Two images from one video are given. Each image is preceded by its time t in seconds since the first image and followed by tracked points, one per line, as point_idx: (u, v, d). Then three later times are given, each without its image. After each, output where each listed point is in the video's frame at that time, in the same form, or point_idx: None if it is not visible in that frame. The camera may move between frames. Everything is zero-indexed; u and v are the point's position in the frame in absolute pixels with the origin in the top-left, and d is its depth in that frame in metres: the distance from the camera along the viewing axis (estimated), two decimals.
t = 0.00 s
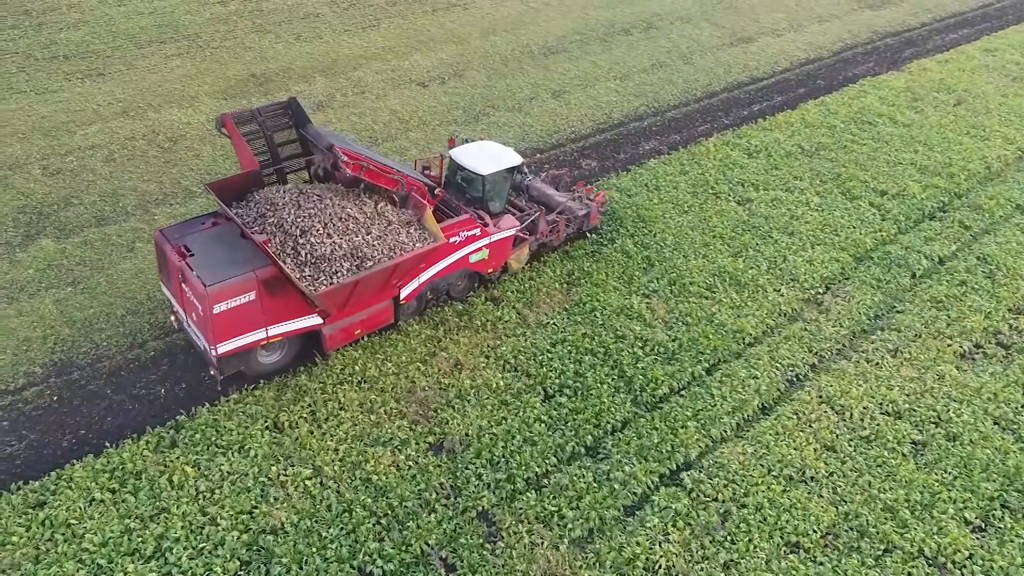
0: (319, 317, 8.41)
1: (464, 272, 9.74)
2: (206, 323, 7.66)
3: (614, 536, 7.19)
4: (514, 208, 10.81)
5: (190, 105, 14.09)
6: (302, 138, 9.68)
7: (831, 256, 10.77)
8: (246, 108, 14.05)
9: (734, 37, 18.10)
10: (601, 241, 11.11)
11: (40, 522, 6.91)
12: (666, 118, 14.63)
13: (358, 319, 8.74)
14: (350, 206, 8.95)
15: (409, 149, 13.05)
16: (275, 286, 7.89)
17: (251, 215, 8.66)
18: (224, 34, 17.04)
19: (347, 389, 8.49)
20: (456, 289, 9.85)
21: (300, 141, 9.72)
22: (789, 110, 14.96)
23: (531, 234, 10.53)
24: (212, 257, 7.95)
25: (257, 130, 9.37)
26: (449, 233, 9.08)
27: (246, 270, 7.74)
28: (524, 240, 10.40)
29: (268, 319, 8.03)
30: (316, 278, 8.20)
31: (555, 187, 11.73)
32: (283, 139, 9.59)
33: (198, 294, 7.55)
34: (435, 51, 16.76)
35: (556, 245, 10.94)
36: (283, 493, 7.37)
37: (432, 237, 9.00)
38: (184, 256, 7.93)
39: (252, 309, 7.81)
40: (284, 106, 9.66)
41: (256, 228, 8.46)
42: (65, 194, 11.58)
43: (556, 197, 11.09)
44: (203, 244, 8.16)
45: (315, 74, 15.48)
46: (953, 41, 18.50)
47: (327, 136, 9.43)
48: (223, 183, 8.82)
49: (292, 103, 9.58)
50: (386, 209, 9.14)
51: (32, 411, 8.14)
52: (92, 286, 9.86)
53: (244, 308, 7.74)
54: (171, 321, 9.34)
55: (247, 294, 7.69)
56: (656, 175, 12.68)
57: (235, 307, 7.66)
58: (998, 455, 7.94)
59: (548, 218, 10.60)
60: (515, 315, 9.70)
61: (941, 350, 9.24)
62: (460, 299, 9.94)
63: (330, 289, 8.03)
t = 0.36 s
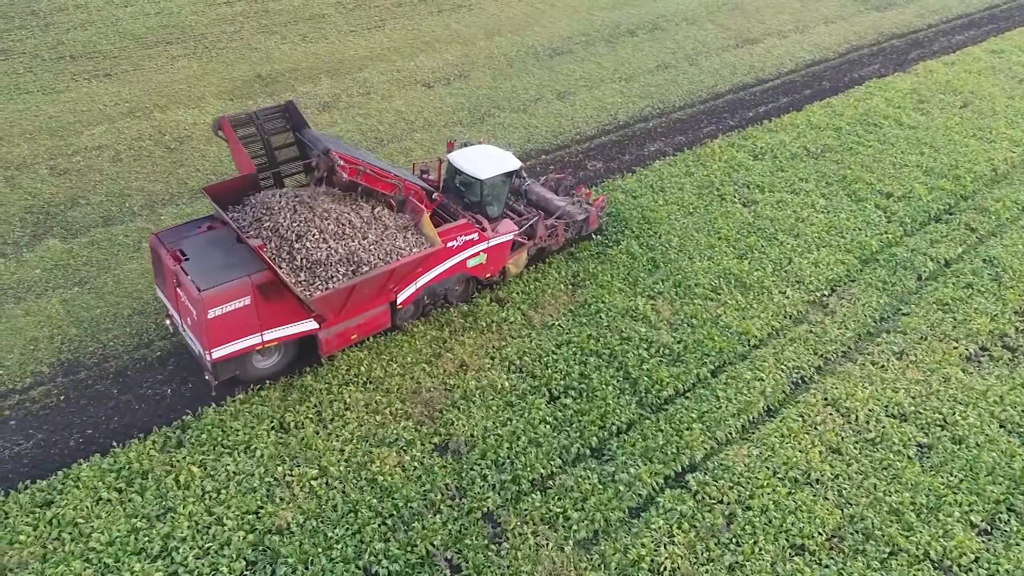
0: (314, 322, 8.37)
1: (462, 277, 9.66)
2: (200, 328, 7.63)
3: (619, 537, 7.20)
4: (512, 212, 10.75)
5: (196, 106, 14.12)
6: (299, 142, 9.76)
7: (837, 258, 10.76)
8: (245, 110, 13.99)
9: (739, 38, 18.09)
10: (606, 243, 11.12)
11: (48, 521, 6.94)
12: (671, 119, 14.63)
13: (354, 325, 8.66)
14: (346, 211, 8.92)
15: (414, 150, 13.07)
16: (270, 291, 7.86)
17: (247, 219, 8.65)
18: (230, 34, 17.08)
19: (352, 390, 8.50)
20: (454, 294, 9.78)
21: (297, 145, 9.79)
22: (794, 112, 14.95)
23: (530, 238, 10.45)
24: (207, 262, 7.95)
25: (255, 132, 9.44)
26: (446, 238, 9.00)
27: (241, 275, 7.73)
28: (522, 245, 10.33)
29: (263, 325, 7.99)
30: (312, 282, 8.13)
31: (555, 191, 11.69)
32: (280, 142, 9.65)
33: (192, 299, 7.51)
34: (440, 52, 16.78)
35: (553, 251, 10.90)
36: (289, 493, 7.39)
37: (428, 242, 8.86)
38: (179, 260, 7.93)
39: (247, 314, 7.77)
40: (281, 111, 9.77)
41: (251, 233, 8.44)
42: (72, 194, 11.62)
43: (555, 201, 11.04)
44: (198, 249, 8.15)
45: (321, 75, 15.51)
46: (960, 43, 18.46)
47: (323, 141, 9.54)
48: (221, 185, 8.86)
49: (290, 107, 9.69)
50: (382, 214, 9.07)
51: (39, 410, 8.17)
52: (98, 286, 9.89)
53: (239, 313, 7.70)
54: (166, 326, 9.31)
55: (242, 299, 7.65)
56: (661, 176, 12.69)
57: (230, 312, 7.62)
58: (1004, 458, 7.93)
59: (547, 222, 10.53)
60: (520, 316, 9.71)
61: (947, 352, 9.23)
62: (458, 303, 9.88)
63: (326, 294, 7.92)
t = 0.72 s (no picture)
0: (306, 329, 8.37)
1: (457, 282, 9.64)
2: (191, 334, 7.65)
3: (623, 538, 7.21)
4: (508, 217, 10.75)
5: (201, 107, 14.16)
6: (292, 146, 9.64)
7: (840, 259, 10.77)
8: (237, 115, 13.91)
9: (743, 39, 18.10)
10: (610, 244, 11.14)
11: (54, 520, 6.98)
12: (675, 120, 14.64)
13: (346, 330, 8.66)
14: (339, 216, 8.85)
15: (418, 151, 13.09)
16: (261, 297, 7.87)
17: (238, 224, 8.61)
18: (235, 35, 17.12)
19: (357, 390, 8.53)
20: (448, 299, 9.75)
21: (290, 149, 9.65)
22: (798, 113, 14.95)
23: (525, 243, 10.45)
24: (198, 268, 7.95)
25: (248, 137, 9.35)
26: (440, 243, 8.97)
27: (232, 281, 7.75)
28: (517, 250, 10.30)
29: (254, 331, 8.00)
30: (303, 288, 8.11)
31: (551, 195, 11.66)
32: (273, 147, 9.54)
33: (182, 305, 7.53)
34: (445, 53, 16.81)
35: (549, 255, 10.87)
36: (294, 493, 7.41)
37: (422, 248, 8.85)
38: (170, 266, 7.96)
39: (238, 320, 7.79)
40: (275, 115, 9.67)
41: (243, 239, 8.42)
42: (78, 194, 11.66)
43: (551, 206, 11.03)
44: (189, 254, 8.17)
45: (325, 76, 15.54)
46: (964, 44, 18.44)
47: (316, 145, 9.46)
48: (212, 190, 8.72)
49: (283, 110, 9.59)
50: (375, 219, 8.98)
51: (45, 410, 8.21)
52: (104, 286, 9.93)
53: (229, 319, 7.72)
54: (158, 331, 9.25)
55: (232, 305, 7.67)
56: (665, 177, 12.70)
57: (220, 318, 7.64)
58: (1009, 460, 7.92)
59: (542, 228, 10.54)
60: (524, 317, 9.73)
61: (951, 354, 9.22)
62: (452, 308, 9.84)
63: (317, 300, 7.92)
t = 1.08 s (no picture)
0: (295, 336, 8.27)
1: (448, 288, 9.57)
2: (176, 343, 7.54)
3: (625, 538, 7.23)
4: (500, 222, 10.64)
5: (204, 107, 14.20)
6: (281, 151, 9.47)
7: (842, 260, 10.78)
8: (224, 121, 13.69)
9: (745, 40, 18.11)
10: (612, 245, 11.16)
11: (59, 519, 7.01)
12: (678, 121, 14.65)
13: (335, 337, 8.59)
14: (328, 221, 8.74)
15: (421, 152, 13.11)
16: (248, 305, 7.77)
17: (225, 231, 8.48)
18: (238, 36, 17.16)
19: (360, 390, 8.56)
20: (439, 304, 9.70)
21: (279, 154, 9.50)
22: (800, 114, 14.95)
23: (517, 248, 10.31)
24: (184, 275, 7.85)
25: (236, 142, 9.24)
26: (430, 250, 8.91)
27: (218, 288, 7.64)
28: (509, 256, 10.17)
29: (241, 338, 7.89)
30: (290, 296, 8.02)
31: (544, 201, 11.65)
32: (263, 151, 9.38)
33: (167, 313, 7.42)
34: (448, 54, 16.84)
35: (541, 261, 10.77)
36: (297, 493, 7.44)
37: (411, 255, 8.75)
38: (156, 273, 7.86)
39: (224, 328, 7.68)
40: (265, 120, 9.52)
41: (229, 245, 8.29)
42: (82, 195, 11.70)
43: (544, 211, 10.96)
44: (175, 261, 8.07)
45: (328, 77, 15.58)
46: (967, 45, 18.45)
47: (304, 151, 9.25)
48: (202, 195, 8.67)
49: (272, 115, 9.41)
50: (365, 225, 8.88)
51: (49, 410, 8.24)
52: (108, 286, 9.97)
53: (215, 327, 7.61)
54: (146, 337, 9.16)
55: (218, 313, 7.56)
56: (668, 178, 12.71)
57: (206, 326, 7.53)
58: (1010, 461, 7.93)
59: (535, 233, 10.44)
60: (526, 318, 9.75)
61: (953, 355, 9.23)
62: (443, 313, 9.79)
63: (305, 308, 7.86)
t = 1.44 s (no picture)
0: (280, 344, 8.17)
1: (437, 294, 9.48)
2: (157, 352, 7.44)
3: (626, 538, 7.25)
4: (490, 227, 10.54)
5: (207, 108, 14.22)
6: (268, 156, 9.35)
7: (844, 261, 10.78)
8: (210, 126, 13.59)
9: (747, 41, 18.12)
10: (614, 246, 11.17)
11: (62, 519, 7.03)
12: (680, 122, 14.66)
13: (322, 344, 8.48)
14: (313, 229, 8.64)
15: (423, 153, 13.13)
16: (231, 313, 7.66)
17: (209, 239, 8.38)
18: (240, 37, 17.19)
19: (362, 391, 8.58)
20: (428, 311, 9.61)
21: (266, 159, 9.35)
22: (802, 115, 14.96)
23: (507, 254, 10.26)
24: (167, 283, 7.76)
25: (223, 147, 9.02)
26: (418, 256, 8.78)
27: (200, 296, 7.53)
28: (498, 262, 10.11)
29: (225, 347, 7.79)
30: (273, 304, 7.86)
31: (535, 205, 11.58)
32: (248, 156, 9.18)
33: (148, 322, 7.32)
34: (450, 55, 16.86)
35: (531, 266, 10.72)
36: (300, 492, 7.47)
37: (399, 261, 8.57)
38: (137, 281, 7.75)
39: (207, 337, 7.57)
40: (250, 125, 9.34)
41: (212, 252, 8.15)
42: (85, 196, 11.73)
43: (534, 216, 10.85)
44: (158, 269, 7.98)
45: (331, 77, 15.61)
46: (969, 46, 18.45)
47: (290, 158, 9.24)
48: (187, 203, 8.63)
49: (259, 121, 9.29)
50: (350, 232, 8.79)
51: (53, 409, 8.27)
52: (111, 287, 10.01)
53: (198, 335, 7.50)
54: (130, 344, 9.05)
55: (201, 322, 7.45)
56: (669, 179, 12.73)
57: (188, 334, 7.42)
58: (1012, 463, 7.94)
59: (524, 238, 10.36)
60: (528, 319, 9.77)
61: (955, 357, 9.24)
62: (432, 320, 9.70)
63: (288, 317, 7.72)
